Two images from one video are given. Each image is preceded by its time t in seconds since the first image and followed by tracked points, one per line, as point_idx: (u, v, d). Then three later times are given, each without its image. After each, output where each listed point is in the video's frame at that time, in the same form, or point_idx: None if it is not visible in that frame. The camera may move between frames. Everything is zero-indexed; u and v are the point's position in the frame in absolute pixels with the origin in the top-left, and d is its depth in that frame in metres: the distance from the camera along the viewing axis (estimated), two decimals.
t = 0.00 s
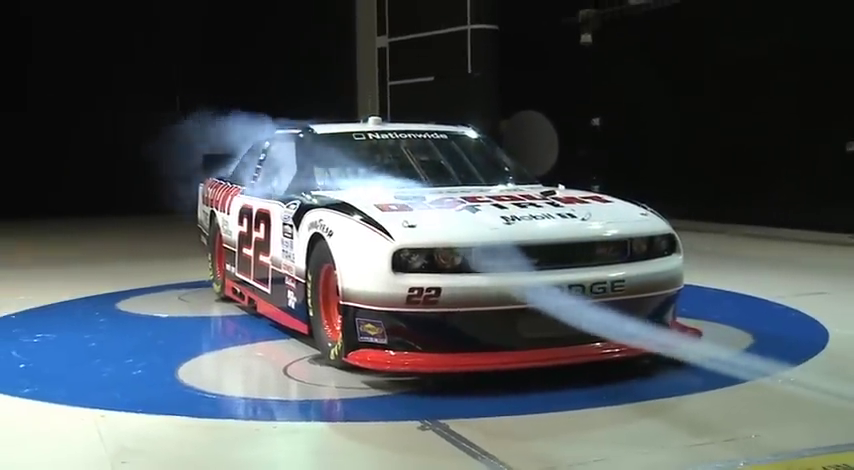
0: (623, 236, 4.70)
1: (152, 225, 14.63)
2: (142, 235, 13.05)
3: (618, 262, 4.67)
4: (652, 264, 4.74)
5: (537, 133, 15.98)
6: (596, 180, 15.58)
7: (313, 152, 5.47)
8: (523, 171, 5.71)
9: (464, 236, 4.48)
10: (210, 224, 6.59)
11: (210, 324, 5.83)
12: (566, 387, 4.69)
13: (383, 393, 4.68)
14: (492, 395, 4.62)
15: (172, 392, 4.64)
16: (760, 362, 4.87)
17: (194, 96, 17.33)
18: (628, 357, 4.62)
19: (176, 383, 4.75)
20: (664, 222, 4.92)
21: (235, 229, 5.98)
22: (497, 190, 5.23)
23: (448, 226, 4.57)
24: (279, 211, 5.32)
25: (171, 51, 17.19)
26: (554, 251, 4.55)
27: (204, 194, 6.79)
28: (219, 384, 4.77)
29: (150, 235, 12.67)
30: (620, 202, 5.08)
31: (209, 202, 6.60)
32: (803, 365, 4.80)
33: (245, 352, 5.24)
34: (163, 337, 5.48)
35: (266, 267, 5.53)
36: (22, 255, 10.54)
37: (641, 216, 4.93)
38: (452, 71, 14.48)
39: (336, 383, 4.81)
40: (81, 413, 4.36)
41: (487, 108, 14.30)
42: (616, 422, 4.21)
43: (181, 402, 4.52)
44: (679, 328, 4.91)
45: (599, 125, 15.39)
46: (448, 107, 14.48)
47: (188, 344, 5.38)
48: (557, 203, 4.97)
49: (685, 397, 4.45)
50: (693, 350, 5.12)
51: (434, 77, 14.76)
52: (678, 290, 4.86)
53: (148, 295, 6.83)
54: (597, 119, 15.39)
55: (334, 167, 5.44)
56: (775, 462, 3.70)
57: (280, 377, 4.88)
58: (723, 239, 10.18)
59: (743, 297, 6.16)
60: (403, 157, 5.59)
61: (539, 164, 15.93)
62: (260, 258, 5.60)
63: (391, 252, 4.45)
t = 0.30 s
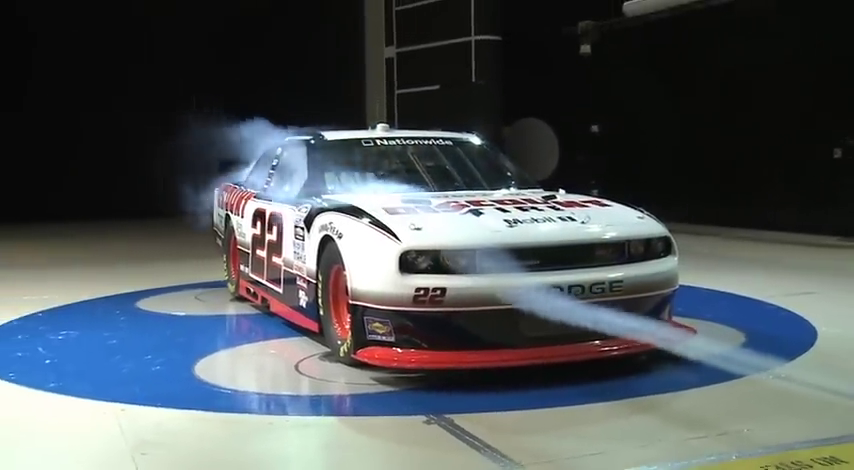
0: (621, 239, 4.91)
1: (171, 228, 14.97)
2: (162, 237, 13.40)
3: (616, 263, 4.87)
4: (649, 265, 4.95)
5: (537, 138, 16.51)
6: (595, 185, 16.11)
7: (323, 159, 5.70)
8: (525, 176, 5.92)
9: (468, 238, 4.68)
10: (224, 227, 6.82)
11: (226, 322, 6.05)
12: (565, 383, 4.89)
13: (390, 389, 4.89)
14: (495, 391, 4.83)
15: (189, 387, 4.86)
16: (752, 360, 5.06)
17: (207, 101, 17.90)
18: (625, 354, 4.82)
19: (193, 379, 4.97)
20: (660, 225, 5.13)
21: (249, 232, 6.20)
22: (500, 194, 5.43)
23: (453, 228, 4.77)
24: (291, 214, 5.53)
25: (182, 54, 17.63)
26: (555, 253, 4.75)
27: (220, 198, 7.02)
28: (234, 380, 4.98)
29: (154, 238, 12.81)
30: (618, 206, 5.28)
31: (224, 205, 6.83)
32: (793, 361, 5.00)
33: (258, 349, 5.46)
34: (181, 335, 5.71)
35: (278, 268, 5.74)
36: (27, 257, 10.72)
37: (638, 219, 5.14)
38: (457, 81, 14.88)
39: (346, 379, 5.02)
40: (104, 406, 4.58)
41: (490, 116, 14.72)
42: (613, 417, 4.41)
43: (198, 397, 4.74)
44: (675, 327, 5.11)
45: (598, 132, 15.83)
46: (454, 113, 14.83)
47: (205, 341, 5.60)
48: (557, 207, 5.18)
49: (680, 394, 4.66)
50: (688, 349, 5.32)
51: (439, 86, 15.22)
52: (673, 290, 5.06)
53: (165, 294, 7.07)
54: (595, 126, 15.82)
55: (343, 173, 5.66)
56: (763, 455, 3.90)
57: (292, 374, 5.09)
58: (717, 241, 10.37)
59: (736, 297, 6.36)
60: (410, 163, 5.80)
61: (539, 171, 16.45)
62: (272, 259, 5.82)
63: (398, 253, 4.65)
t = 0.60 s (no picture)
0: (618, 240, 5.16)
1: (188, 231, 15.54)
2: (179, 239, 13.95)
3: (613, 263, 5.12)
4: (644, 266, 5.20)
5: (537, 145, 16.95)
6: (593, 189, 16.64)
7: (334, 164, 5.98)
8: (527, 181, 6.17)
9: (472, 240, 4.93)
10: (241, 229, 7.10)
11: (242, 319, 6.33)
12: (565, 379, 5.14)
13: (397, 383, 5.14)
14: (498, 385, 5.08)
15: (208, 380, 5.12)
16: (742, 356, 5.31)
17: (220, 109, 18.78)
18: (621, 351, 5.06)
19: (211, 373, 5.24)
20: (655, 228, 5.38)
21: (264, 233, 6.47)
22: (503, 197, 5.69)
23: (458, 231, 5.03)
24: (303, 217, 5.79)
25: (194, 63, 18.42)
26: (555, 254, 5.00)
27: (236, 201, 7.30)
28: (249, 374, 5.25)
29: (164, 242, 13.10)
30: (615, 209, 5.54)
31: (240, 208, 7.11)
32: (782, 357, 5.24)
33: (273, 345, 5.73)
34: (200, 331, 5.99)
35: (292, 268, 6.00)
36: (41, 258, 11.01)
37: (634, 222, 5.40)
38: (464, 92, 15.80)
39: (356, 374, 5.27)
40: (127, 398, 4.86)
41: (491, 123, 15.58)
42: (609, 411, 4.66)
43: (216, 390, 5.01)
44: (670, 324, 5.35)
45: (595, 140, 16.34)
46: (456, 120, 15.82)
47: (222, 337, 5.88)
48: (557, 210, 5.44)
49: (673, 389, 4.90)
50: (682, 346, 5.56)
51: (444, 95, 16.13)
52: (667, 289, 5.31)
53: (185, 292, 7.36)
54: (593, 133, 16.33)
55: (353, 178, 5.93)
56: (752, 446, 4.16)
57: (304, 368, 5.35)
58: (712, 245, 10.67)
59: (730, 297, 6.59)
60: (417, 168, 6.06)
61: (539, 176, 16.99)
62: (286, 260, 6.08)
63: (405, 254, 4.90)
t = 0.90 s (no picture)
0: (613, 241, 5.43)
1: (205, 231, 16.14)
2: (198, 238, 14.59)
3: (608, 262, 5.39)
4: (639, 265, 5.47)
5: (538, 153, 17.47)
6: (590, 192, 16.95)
7: (344, 170, 6.27)
8: (527, 184, 6.45)
9: (475, 240, 5.20)
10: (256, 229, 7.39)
11: (257, 316, 6.62)
12: (564, 373, 5.41)
13: (404, 377, 5.42)
14: (499, 379, 5.35)
15: (224, 373, 5.41)
16: (732, 352, 5.58)
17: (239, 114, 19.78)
18: (617, 346, 5.33)
19: (228, 367, 5.52)
20: (649, 229, 5.66)
21: (277, 234, 6.76)
22: (503, 200, 5.97)
23: (461, 231, 5.30)
24: (315, 219, 6.07)
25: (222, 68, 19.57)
26: (554, 254, 5.27)
27: (251, 203, 7.60)
28: (263, 368, 5.53)
29: (173, 243, 13.49)
30: (611, 212, 5.83)
31: (255, 209, 7.40)
32: (770, 353, 5.51)
33: (286, 340, 6.01)
34: (217, 327, 6.28)
35: (304, 268, 6.29)
36: (57, 258, 11.35)
37: (629, 224, 5.67)
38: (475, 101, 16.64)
39: (364, 368, 5.55)
40: (148, 389, 5.15)
41: (494, 129, 16.81)
42: (605, 404, 4.93)
43: (232, 382, 5.30)
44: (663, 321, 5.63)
45: (593, 145, 16.67)
46: (464, 127, 17.01)
47: (238, 332, 6.17)
48: (556, 213, 5.72)
49: (666, 382, 5.17)
50: (675, 342, 5.83)
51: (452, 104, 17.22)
52: (660, 287, 5.59)
53: (203, 289, 7.67)
54: (590, 138, 16.66)
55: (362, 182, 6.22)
56: (740, 436, 4.43)
57: (316, 362, 5.63)
58: (706, 246, 10.98)
59: (723, 297, 6.83)
60: (423, 173, 6.34)
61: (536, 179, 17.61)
62: (298, 259, 6.37)
63: (412, 254, 5.16)
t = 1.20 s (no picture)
0: (608, 242, 5.72)
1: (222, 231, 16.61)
2: (215, 237, 15.06)
3: (604, 262, 5.68)
4: (633, 265, 5.76)
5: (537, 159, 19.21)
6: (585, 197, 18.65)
7: (353, 173, 6.57)
8: (526, 188, 6.74)
9: (477, 241, 5.47)
10: (269, 231, 7.71)
11: (269, 312, 6.93)
12: (561, 368, 5.70)
13: (409, 371, 5.71)
14: (500, 373, 5.64)
15: (238, 367, 5.71)
16: (721, 349, 5.87)
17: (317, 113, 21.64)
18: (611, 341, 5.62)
19: (242, 360, 5.82)
20: (642, 230, 5.95)
21: (289, 235, 7.07)
22: (504, 202, 6.26)
23: (464, 232, 5.58)
24: (324, 220, 6.37)
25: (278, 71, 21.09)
26: (552, 253, 5.55)
27: (264, 206, 7.91)
28: (276, 361, 5.83)
29: (186, 242, 13.89)
30: (606, 214, 6.12)
31: (268, 212, 7.72)
32: (759, 349, 5.81)
33: (297, 336, 6.31)
34: (232, 322, 6.59)
35: (314, 266, 6.59)
36: (68, 258, 11.69)
37: (623, 226, 5.96)
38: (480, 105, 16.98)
39: (372, 362, 5.84)
40: (168, 381, 5.47)
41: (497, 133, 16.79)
42: (601, 397, 5.20)
43: (245, 375, 5.60)
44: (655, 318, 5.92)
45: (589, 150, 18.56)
46: (477, 131, 16.90)
47: (252, 328, 6.47)
48: (554, 214, 6.01)
49: (658, 377, 5.45)
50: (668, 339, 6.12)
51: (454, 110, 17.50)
52: (652, 285, 5.88)
53: (219, 287, 7.99)
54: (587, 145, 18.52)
55: (369, 185, 6.51)
56: (728, 426, 4.69)
57: (325, 357, 5.92)
58: (701, 248, 11.39)
59: (711, 293, 7.37)
60: (428, 176, 6.64)
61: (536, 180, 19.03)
62: (309, 258, 6.67)
63: (417, 254, 5.42)
